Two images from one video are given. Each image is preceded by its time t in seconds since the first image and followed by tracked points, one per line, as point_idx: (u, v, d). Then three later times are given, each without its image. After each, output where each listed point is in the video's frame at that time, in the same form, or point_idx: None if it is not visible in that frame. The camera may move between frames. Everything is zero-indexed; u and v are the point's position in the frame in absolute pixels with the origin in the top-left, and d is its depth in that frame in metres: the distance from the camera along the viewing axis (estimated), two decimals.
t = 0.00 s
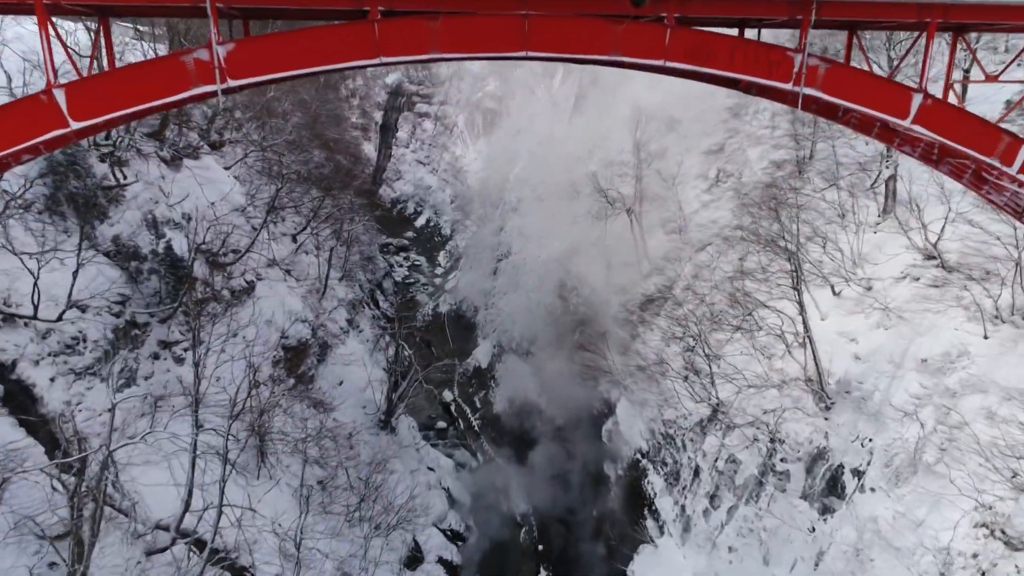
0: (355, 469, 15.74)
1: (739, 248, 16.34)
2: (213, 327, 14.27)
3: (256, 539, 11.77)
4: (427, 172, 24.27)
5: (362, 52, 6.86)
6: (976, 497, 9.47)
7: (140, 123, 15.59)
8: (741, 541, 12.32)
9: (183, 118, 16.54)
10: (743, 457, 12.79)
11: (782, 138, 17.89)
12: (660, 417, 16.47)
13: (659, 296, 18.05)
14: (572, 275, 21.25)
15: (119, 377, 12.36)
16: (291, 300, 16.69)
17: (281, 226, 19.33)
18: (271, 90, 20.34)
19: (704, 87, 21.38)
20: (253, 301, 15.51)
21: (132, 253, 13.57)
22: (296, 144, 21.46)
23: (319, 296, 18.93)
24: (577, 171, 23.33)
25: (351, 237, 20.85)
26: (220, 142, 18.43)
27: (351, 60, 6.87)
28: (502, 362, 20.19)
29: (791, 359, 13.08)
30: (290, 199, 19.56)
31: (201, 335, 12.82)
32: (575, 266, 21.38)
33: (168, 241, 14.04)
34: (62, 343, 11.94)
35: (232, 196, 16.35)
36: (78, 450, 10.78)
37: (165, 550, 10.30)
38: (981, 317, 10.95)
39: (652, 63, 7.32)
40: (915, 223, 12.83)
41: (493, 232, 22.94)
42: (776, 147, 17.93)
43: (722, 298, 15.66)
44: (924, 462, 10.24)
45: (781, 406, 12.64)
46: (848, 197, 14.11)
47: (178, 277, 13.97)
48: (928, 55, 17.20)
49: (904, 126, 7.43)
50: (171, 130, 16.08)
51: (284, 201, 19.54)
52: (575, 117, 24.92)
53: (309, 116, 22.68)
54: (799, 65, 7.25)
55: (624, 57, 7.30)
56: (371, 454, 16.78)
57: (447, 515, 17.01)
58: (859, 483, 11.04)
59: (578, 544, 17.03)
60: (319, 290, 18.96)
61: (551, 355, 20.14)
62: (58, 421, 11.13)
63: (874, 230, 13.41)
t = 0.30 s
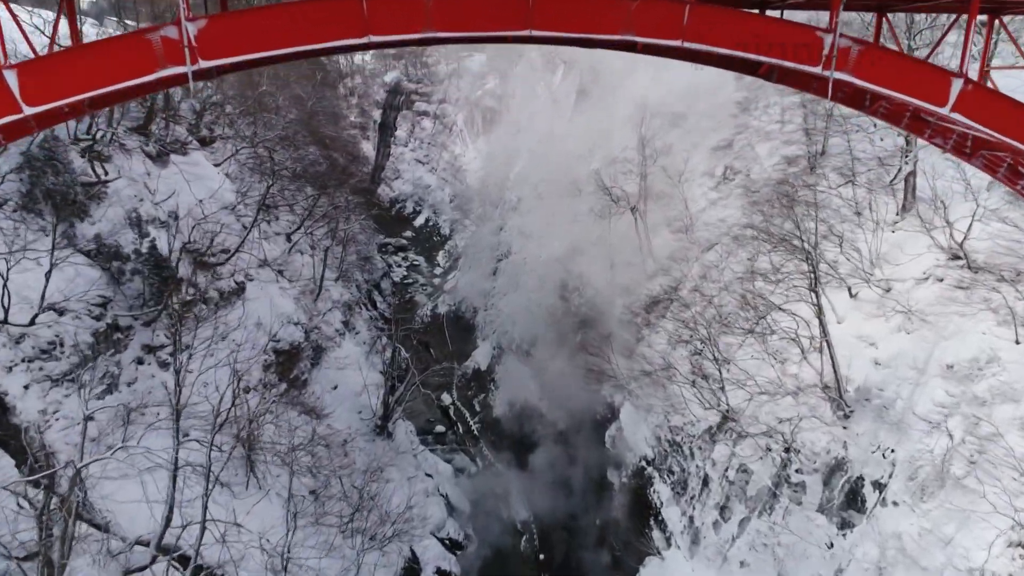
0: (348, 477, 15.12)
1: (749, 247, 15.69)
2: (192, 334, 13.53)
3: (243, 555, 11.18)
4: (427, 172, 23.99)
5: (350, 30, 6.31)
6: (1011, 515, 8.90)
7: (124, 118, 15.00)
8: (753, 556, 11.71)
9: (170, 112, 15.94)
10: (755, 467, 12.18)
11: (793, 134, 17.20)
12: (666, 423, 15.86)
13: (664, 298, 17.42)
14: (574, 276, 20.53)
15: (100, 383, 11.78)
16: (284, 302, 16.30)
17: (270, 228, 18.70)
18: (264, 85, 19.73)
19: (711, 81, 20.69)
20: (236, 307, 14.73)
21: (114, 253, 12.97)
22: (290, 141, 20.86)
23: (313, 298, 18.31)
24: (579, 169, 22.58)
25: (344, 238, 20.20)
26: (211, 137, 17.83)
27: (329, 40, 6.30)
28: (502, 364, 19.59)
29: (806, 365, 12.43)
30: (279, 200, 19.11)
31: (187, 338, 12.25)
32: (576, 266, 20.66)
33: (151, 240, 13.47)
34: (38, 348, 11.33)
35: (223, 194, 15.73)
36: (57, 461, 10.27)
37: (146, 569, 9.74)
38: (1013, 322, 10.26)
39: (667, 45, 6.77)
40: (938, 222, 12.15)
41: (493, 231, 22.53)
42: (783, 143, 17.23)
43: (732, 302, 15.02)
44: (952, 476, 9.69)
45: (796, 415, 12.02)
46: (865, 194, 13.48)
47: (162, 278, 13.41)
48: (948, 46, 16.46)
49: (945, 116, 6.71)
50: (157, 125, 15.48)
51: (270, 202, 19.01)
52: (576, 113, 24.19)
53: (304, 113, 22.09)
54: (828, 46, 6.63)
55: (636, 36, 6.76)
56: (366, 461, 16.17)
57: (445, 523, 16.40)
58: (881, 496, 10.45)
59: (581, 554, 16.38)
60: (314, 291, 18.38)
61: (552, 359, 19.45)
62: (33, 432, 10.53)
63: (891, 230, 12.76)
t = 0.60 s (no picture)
0: (342, 487, 14.53)
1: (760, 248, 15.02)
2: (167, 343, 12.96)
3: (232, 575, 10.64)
4: (427, 172, 23.25)
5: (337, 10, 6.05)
6: None
7: (108, 113, 14.36)
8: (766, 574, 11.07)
9: (157, 108, 15.30)
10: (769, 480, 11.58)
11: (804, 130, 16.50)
12: (673, 432, 15.29)
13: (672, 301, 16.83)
14: (576, 278, 19.80)
15: (78, 392, 11.29)
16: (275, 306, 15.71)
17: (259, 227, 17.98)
18: (256, 80, 19.07)
19: (718, 77, 19.97)
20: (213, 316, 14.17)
21: (94, 255, 12.39)
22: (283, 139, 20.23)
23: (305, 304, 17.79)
24: (581, 168, 21.83)
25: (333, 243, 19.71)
26: (200, 135, 17.20)
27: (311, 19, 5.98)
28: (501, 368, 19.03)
29: (824, 374, 11.82)
30: (268, 200, 18.41)
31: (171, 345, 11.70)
32: (578, 268, 19.90)
33: (133, 241, 12.86)
34: (11, 357, 10.78)
35: (212, 193, 15.10)
36: (25, 481, 9.81)
37: None
38: None
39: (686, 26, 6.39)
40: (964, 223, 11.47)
41: (493, 232, 21.94)
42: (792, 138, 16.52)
43: (742, 305, 14.37)
44: (984, 494, 9.20)
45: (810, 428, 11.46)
46: (885, 193, 12.85)
47: (146, 281, 12.84)
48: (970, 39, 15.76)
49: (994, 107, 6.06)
50: (142, 122, 14.85)
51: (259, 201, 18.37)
52: (577, 114, 23.55)
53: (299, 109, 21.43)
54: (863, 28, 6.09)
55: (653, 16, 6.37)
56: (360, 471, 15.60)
57: (444, 534, 15.93)
58: (906, 514, 9.91)
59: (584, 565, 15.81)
60: (308, 293, 17.83)
61: (554, 365, 18.79)
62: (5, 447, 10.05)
63: (910, 231, 12.11)
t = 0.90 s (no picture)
0: (336, 500, 13.94)
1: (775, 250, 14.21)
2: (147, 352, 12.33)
3: None
4: (424, 171, 23.71)
5: None
6: None
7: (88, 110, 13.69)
8: None
9: (141, 104, 14.65)
10: (785, 497, 11.11)
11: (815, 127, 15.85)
12: (682, 443, 14.69)
13: (679, 306, 16.22)
14: (579, 280, 19.49)
15: (55, 404, 10.66)
16: (265, 312, 15.07)
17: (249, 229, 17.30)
18: (247, 76, 18.42)
19: (721, 76, 19.63)
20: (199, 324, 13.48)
21: (71, 260, 11.76)
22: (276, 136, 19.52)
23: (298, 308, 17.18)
24: (583, 167, 21.60)
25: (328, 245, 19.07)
26: (189, 132, 16.48)
27: None
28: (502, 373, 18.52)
29: (843, 386, 11.18)
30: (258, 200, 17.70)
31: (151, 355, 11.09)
32: (583, 270, 19.63)
33: (114, 245, 12.21)
34: None
35: (199, 193, 14.43)
36: None
37: None
38: None
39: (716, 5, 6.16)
40: (995, 224, 10.72)
41: (493, 232, 21.58)
42: (803, 135, 15.87)
43: (755, 311, 13.72)
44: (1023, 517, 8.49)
45: (829, 444, 10.82)
46: (906, 193, 12.21)
47: (128, 286, 12.23)
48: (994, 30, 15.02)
49: None
50: (125, 119, 14.17)
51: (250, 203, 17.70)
52: (578, 114, 23.49)
53: (292, 107, 20.78)
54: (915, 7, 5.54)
55: None
56: (354, 483, 14.98)
57: (441, 545, 15.29)
58: (934, 536, 9.27)
59: None
60: (304, 297, 17.42)
61: (557, 369, 18.32)
62: None
63: (932, 233, 11.44)
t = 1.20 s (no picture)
0: (331, 515, 13.45)
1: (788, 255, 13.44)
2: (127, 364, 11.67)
3: None
4: (421, 171, 27.27)
5: None
6: None
7: (68, 109, 13.07)
8: None
9: (125, 103, 14.00)
10: (801, 516, 10.54)
11: (827, 126, 15.26)
12: (691, 457, 14.02)
13: (688, 312, 15.67)
14: (581, 283, 19.74)
15: (28, 422, 10.05)
16: (255, 320, 14.45)
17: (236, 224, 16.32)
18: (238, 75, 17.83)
19: (725, 76, 19.20)
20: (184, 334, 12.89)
21: (46, 266, 11.15)
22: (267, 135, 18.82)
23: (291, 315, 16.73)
24: (586, 169, 21.80)
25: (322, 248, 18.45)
26: (176, 132, 15.85)
27: None
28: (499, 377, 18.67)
29: (864, 401, 10.55)
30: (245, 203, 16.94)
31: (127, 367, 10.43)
32: (585, 273, 19.85)
33: (92, 251, 11.64)
34: None
35: (185, 195, 13.78)
36: None
37: None
38: None
39: None
40: None
41: (492, 234, 22.22)
42: (815, 135, 15.27)
43: (769, 320, 13.04)
44: None
45: (853, 467, 10.16)
46: (933, 197, 11.55)
47: (108, 294, 11.63)
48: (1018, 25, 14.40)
49: None
50: (106, 118, 13.54)
51: (238, 204, 16.94)
52: (581, 114, 23.73)
53: (286, 107, 20.19)
54: None
55: None
56: (349, 498, 14.41)
57: (441, 559, 14.85)
58: (966, 565, 8.62)
59: None
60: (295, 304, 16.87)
61: (559, 372, 18.64)
62: None
63: (957, 239, 10.74)
